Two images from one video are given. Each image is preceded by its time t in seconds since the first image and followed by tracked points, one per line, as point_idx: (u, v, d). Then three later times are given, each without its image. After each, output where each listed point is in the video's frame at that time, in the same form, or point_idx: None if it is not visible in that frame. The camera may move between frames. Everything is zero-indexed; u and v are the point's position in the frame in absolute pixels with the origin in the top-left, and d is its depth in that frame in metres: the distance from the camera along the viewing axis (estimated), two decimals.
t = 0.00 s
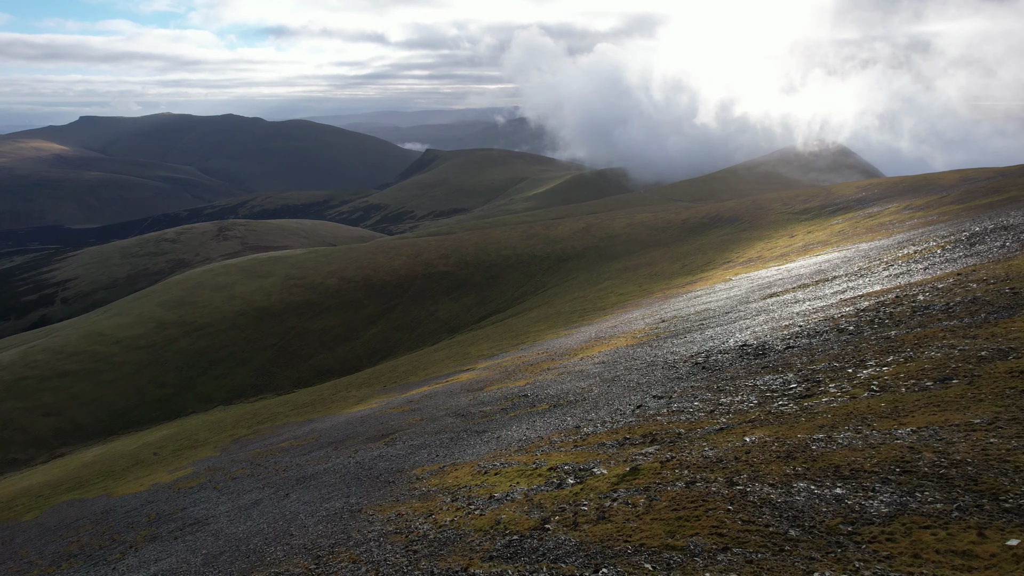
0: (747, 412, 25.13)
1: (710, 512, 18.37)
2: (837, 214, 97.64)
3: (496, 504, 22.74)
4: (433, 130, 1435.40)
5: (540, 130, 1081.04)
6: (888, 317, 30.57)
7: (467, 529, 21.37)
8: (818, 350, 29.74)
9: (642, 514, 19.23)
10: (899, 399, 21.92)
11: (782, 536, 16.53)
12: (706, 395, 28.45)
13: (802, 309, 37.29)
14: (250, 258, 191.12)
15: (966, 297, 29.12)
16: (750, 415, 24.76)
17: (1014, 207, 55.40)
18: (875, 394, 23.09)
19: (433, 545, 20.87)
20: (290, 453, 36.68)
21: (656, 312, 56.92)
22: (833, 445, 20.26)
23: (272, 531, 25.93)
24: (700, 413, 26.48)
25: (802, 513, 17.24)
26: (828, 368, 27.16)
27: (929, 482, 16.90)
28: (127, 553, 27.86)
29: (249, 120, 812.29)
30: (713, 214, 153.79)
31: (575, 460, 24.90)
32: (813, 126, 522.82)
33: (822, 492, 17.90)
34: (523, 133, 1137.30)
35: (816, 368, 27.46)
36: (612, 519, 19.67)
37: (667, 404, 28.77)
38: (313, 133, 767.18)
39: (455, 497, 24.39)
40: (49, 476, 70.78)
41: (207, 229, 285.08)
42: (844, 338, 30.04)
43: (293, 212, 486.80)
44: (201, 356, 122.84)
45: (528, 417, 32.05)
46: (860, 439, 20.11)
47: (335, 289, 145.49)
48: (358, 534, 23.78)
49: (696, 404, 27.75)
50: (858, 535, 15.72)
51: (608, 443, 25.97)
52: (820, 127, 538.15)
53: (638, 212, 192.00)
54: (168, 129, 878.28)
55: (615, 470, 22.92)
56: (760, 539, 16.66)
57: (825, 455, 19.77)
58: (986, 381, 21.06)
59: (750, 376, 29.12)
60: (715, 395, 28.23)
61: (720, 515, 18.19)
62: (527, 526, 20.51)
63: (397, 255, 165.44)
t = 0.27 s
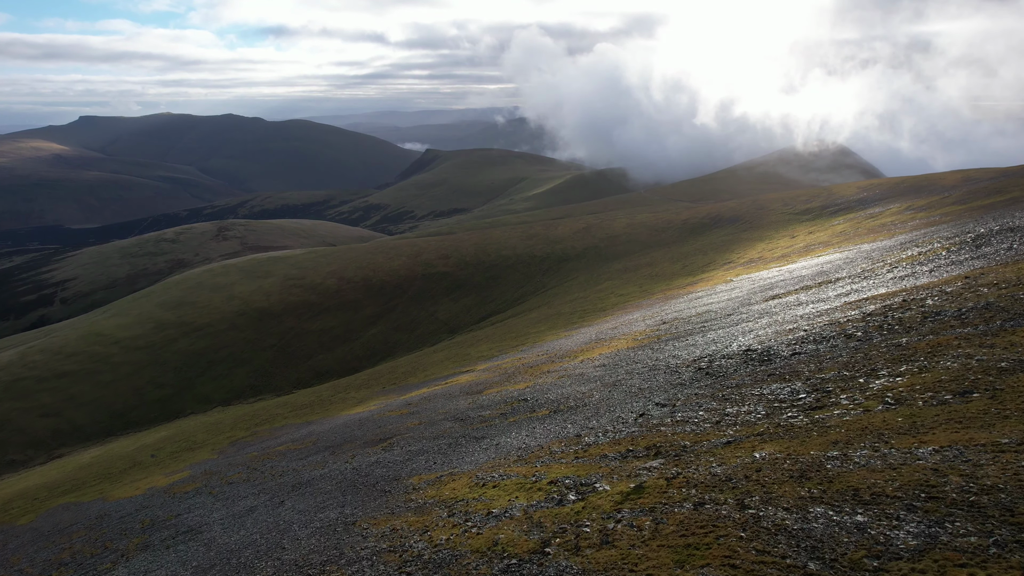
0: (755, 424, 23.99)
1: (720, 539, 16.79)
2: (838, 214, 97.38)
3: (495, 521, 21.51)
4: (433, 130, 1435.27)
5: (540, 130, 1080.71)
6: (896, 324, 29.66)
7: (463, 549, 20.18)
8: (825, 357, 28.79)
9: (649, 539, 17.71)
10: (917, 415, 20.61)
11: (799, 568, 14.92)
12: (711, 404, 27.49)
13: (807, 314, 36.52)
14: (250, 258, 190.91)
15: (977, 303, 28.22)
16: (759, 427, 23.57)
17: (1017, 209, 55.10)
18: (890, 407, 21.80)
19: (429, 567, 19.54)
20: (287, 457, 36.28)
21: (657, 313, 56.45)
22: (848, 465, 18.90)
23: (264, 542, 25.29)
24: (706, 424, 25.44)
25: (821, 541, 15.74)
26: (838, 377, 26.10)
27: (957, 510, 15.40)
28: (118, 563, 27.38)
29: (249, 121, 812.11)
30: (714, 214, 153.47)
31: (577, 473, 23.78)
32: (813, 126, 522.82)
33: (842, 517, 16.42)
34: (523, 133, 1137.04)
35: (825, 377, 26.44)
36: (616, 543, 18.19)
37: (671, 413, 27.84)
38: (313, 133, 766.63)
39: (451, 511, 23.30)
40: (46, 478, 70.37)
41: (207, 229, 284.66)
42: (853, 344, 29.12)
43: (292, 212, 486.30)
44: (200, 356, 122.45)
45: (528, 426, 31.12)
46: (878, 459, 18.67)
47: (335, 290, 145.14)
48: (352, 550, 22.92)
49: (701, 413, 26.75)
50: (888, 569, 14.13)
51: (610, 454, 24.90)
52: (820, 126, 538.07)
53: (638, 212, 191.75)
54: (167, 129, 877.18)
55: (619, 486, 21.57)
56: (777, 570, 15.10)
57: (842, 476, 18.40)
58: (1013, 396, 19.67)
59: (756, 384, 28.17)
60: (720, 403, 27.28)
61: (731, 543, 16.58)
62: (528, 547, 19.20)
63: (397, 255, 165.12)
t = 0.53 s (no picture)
0: (764, 437, 22.83)
1: (731, 569, 15.33)
2: (839, 214, 97.00)
3: (491, 541, 20.39)
4: (433, 130, 1434.58)
5: (540, 130, 1080.00)
6: (906, 330, 28.67)
7: (457, 572, 19.03)
8: (833, 365, 27.74)
9: (654, 568, 16.17)
10: (938, 431, 19.22)
11: None
12: (716, 413, 26.47)
13: (811, 318, 35.68)
14: (249, 258, 190.59)
15: (990, 309, 27.25)
16: (768, 440, 22.39)
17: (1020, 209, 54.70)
18: (907, 422, 20.47)
19: None
20: (284, 461, 35.87)
21: (657, 315, 55.93)
22: (867, 487, 17.47)
23: (254, 556, 24.52)
24: (711, 434, 24.38)
25: None
26: (849, 387, 24.99)
27: (993, 545, 13.75)
28: (109, 571, 26.85)
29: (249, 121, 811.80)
30: (714, 214, 153.15)
31: (578, 488, 22.66)
32: (813, 126, 522.83)
33: (866, 548, 14.85)
34: (523, 133, 1136.52)
35: (834, 387, 25.33)
36: (620, 571, 16.69)
37: (675, 423, 26.86)
38: (313, 133, 766.15)
39: (446, 528, 22.29)
40: (42, 480, 69.90)
41: (206, 229, 284.31)
42: (862, 352, 28.16)
43: (292, 212, 485.91)
44: (199, 357, 122.03)
45: (526, 435, 30.18)
46: (901, 482, 17.17)
47: (334, 290, 144.73)
48: (343, 567, 22.00)
49: (706, 424, 25.72)
50: None
51: (612, 468, 23.80)
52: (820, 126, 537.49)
53: (638, 212, 191.43)
54: (167, 129, 876.29)
55: (622, 504, 20.36)
56: None
57: (861, 501, 16.90)
58: None
59: (762, 393, 27.17)
60: (725, 413, 26.31)
61: None
62: (525, 569, 18.06)
63: (396, 255, 164.75)
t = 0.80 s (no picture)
0: (774, 452, 21.53)
1: None
2: (840, 214, 96.62)
3: (487, 564, 19.19)
4: (433, 130, 1434.12)
5: (540, 130, 1079.43)
6: (918, 337, 27.61)
7: None
8: (843, 375, 26.63)
9: None
10: (962, 452, 17.65)
11: None
12: (722, 425, 25.37)
13: (816, 323, 34.93)
14: (248, 258, 190.22)
15: (1005, 315, 26.20)
16: (779, 456, 21.04)
17: None
18: (927, 440, 19.07)
19: None
20: (279, 465, 35.45)
21: (658, 316, 55.39)
22: (889, 515, 15.86)
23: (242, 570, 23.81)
24: (716, 447, 23.31)
25: None
26: (862, 399, 23.76)
27: None
28: None
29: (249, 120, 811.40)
30: (715, 214, 152.79)
31: (579, 505, 21.42)
32: (813, 126, 522.16)
33: None
34: (523, 133, 1135.11)
35: (846, 399, 24.06)
36: None
37: (679, 434, 25.76)
38: (313, 132, 765.63)
39: (440, 547, 21.22)
40: (39, 481, 69.46)
41: (206, 229, 283.83)
42: (872, 360, 27.05)
43: (292, 212, 485.40)
44: (198, 357, 121.64)
45: (524, 446, 29.24)
46: (928, 511, 15.52)
47: (334, 290, 144.33)
48: None
49: (711, 435, 24.61)
50: None
51: (613, 483, 22.62)
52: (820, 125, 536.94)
53: (639, 212, 190.96)
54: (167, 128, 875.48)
55: (624, 525, 18.95)
56: None
57: (886, 532, 15.16)
58: None
59: (769, 404, 26.08)
60: (731, 424, 25.22)
61: None
62: None
63: (396, 255, 164.34)
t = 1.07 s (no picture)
0: (785, 471, 20.39)
1: None
2: (842, 215, 96.09)
3: None
4: (433, 130, 1433.26)
5: (540, 129, 1078.58)
6: (930, 344, 26.63)
7: None
8: (854, 386, 25.59)
9: None
10: (993, 478, 16.27)
11: None
12: (728, 439, 24.38)
13: (822, 327, 34.23)
14: (248, 258, 189.81)
15: (1022, 323, 25.22)
16: (791, 476, 19.87)
17: None
18: (951, 462, 17.71)
19: None
20: (275, 470, 35.02)
21: (659, 317, 54.91)
22: (917, 552, 14.40)
23: None
24: (724, 464, 22.26)
25: None
26: (875, 413, 22.67)
27: None
28: None
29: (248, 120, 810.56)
30: (715, 214, 152.23)
31: (579, 525, 20.35)
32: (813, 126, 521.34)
33: None
34: (523, 132, 1133.64)
35: (859, 412, 23.00)
36: None
37: (684, 447, 24.78)
38: (312, 132, 765.03)
39: (433, 570, 20.19)
40: (34, 483, 68.95)
41: (205, 228, 283.35)
42: (884, 369, 26.06)
43: (291, 211, 484.73)
44: (196, 358, 121.15)
45: (523, 456, 28.37)
46: (961, 549, 14.01)
47: (333, 290, 143.81)
48: None
49: (717, 450, 23.60)
50: None
51: (616, 501, 21.53)
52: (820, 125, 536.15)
53: (639, 212, 190.48)
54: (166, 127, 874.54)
55: (629, 553, 17.70)
56: None
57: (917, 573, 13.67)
58: None
59: (777, 416, 25.11)
60: (738, 437, 24.23)
61: None
62: None
63: (395, 255, 163.83)
